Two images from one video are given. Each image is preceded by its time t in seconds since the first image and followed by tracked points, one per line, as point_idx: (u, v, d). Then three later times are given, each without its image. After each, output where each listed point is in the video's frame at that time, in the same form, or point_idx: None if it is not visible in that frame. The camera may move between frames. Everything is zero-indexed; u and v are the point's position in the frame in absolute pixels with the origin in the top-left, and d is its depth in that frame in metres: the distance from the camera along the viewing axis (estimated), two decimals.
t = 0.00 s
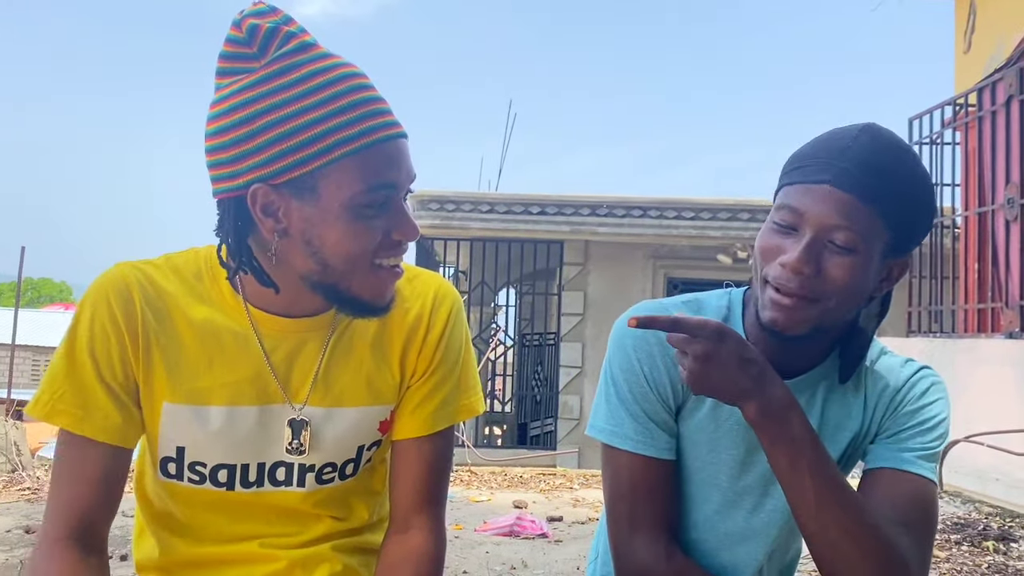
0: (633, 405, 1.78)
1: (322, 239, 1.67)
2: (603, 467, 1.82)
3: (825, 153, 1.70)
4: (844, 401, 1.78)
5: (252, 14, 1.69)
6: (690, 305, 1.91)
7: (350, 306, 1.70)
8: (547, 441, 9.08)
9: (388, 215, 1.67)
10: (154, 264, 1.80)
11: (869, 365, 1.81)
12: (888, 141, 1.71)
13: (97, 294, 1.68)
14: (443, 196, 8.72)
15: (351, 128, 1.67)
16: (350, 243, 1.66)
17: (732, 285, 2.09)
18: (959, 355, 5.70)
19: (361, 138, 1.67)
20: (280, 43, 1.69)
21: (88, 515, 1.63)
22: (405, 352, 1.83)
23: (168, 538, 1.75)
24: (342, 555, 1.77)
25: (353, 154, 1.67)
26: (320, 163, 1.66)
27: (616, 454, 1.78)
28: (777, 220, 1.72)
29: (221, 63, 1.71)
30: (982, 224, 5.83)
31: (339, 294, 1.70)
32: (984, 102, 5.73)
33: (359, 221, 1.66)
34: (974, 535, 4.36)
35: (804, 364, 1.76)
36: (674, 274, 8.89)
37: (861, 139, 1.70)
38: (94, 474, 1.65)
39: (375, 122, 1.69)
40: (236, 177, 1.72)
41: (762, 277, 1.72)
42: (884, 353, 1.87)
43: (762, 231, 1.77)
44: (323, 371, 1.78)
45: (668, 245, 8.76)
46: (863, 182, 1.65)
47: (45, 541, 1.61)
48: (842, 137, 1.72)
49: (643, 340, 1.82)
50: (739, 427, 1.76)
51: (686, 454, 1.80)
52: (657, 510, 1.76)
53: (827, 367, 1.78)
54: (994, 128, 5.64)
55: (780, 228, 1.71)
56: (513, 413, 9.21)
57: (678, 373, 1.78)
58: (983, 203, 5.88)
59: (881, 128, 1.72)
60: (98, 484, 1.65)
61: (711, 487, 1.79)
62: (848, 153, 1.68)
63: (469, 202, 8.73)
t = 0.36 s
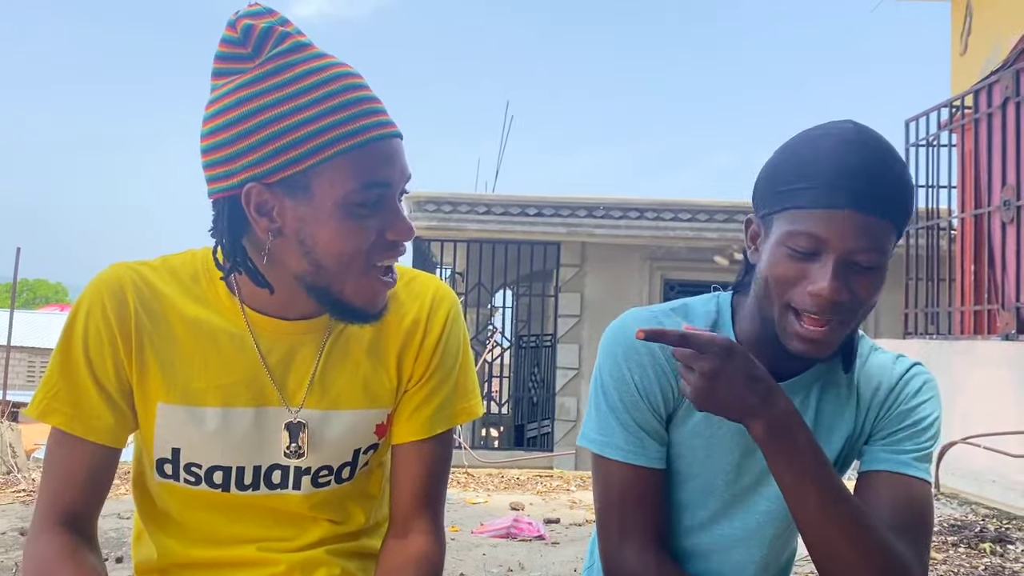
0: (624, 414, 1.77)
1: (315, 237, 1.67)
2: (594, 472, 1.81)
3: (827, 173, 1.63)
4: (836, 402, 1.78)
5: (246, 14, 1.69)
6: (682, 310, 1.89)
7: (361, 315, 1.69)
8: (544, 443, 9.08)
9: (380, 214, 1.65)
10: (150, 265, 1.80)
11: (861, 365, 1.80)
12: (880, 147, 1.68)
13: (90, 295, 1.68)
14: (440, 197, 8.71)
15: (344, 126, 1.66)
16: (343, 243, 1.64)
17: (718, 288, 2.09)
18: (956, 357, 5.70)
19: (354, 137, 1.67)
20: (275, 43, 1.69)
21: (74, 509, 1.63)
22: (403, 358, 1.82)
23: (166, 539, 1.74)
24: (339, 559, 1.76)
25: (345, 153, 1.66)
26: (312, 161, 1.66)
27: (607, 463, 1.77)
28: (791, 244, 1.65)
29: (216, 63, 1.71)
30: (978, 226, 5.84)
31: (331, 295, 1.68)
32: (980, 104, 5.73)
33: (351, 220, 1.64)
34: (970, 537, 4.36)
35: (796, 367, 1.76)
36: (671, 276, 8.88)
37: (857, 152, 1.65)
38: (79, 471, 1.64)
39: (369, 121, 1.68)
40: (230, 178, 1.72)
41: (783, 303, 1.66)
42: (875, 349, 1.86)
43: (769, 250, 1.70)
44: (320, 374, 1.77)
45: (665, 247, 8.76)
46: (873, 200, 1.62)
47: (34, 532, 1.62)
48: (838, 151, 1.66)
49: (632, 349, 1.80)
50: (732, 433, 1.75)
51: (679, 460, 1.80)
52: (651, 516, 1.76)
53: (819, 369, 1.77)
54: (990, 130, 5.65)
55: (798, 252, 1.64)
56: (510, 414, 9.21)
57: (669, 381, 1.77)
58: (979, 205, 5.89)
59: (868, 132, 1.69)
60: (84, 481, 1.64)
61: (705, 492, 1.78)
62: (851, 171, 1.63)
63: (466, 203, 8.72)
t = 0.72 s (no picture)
0: (598, 431, 1.79)
1: (287, 245, 1.65)
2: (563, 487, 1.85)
3: (799, 180, 1.63)
4: (820, 400, 1.83)
5: (216, 18, 1.68)
6: (659, 322, 1.90)
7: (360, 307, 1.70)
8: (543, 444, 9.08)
9: (354, 221, 1.64)
10: (132, 276, 1.79)
11: (846, 364, 1.87)
12: (841, 147, 1.69)
13: (73, 311, 1.67)
14: (438, 199, 8.70)
15: (316, 132, 1.65)
16: (316, 251, 1.63)
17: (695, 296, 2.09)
18: (953, 359, 5.71)
19: (325, 144, 1.65)
20: (245, 46, 1.68)
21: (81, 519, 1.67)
22: (394, 352, 1.82)
23: (167, 548, 1.75)
24: (338, 559, 1.76)
25: (316, 161, 1.65)
26: (283, 170, 1.64)
27: (576, 482, 1.81)
28: (778, 256, 1.63)
29: (188, 68, 1.71)
30: (976, 228, 5.85)
31: (309, 300, 1.68)
32: (978, 107, 5.73)
33: (323, 228, 1.63)
34: (968, 539, 4.37)
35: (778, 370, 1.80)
36: (670, 278, 8.88)
37: (821, 156, 1.66)
38: (79, 482, 1.66)
39: (342, 125, 1.67)
40: (203, 185, 1.71)
41: (776, 315, 1.66)
42: (859, 347, 1.91)
43: (750, 263, 1.68)
44: (306, 375, 1.77)
45: (663, 248, 8.76)
46: (846, 203, 1.62)
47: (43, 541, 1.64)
48: (804, 157, 1.66)
49: (606, 365, 1.81)
50: (713, 438, 1.80)
51: (661, 469, 1.83)
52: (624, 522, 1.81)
53: (801, 368, 1.81)
54: (988, 132, 5.65)
55: (786, 264, 1.63)
56: (508, 415, 9.21)
57: (643, 396, 1.78)
58: (977, 207, 5.90)
59: (827, 132, 1.70)
60: (84, 493, 1.66)
61: (690, 496, 1.83)
62: (823, 176, 1.63)
63: (464, 204, 8.71)
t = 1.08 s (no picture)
0: (586, 443, 1.80)
1: (286, 253, 1.66)
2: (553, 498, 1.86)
3: (756, 170, 1.68)
4: (808, 400, 1.82)
5: (218, 25, 1.68)
6: (643, 330, 1.91)
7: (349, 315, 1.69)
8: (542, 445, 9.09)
9: (352, 231, 1.64)
10: (130, 281, 1.79)
11: (834, 363, 1.85)
12: (795, 134, 1.73)
13: (75, 316, 1.67)
14: (438, 199, 8.69)
15: (317, 144, 1.66)
16: (315, 259, 1.64)
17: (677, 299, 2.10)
18: (953, 360, 5.71)
19: (327, 156, 1.66)
20: (247, 54, 1.68)
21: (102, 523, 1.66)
22: (386, 352, 1.81)
23: (174, 549, 1.74)
24: (339, 558, 1.76)
25: (316, 172, 1.65)
26: (283, 180, 1.65)
27: (567, 496, 1.81)
28: (750, 247, 1.67)
29: (189, 73, 1.71)
30: (976, 229, 5.85)
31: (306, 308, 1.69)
32: (978, 108, 5.73)
33: (321, 237, 1.64)
34: (967, 540, 4.38)
35: (761, 373, 1.81)
36: (669, 278, 8.88)
37: (776, 145, 1.71)
38: (94, 486, 1.66)
39: (342, 136, 1.67)
40: (202, 190, 1.71)
41: (757, 306, 1.67)
42: (849, 346, 1.89)
43: (723, 259, 1.72)
44: (302, 377, 1.77)
45: (663, 249, 8.76)
46: (805, 187, 1.67)
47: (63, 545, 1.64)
48: (758, 148, 1.71)
49: (591, 377, 1.82)
50: (701, 444, 1.81)
51: (651, 476, 1.85)
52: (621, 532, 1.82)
53: (788, 366, 1.81)
54: (988, 134, 5.66)
55: (759, 253, 1.66)
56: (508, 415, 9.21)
57: (628, 406, 1.78)
58: (977, 208, 5.91)
59: (779, 124, 1.75)
60: (100, 496, 1.66)
61: (681, 501, 1.84)
62: (781, 165, 1.68)
63: (464, 204, 8.71)
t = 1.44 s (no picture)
0: (581, 442, 1.81)
1: (285, 253, 1.67)
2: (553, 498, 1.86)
3: (765, 168, 1.69)
4: (801, 398, 1.83)
5: (213, 27, 1.69)
6: (636, 328, 1.92)
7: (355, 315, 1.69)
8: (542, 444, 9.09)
9: (352, 230, 1.65)
10: (137, 279, 1.80)
11: (826, 361, 1.86)
12: (792, 135, 1.76)
13: (81, 315, 1.69)
14: (438, 198, 8.70)
15: (314, 143, 1.66)
16: (314, 259, 1.65)
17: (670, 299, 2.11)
18: (953, 360, 5.72)
19: (325, 154, 1.66)
20: (244, 56, 1.68)
21: (106, 522, 1.67)
22: (387, 352, 1.82)
23: (175, 548, 1.75)
24: (339, 557, 1.76)
25: (314, 171, 1.66)
26: (281, 180, 1.66)
27: (566, 494, 1.82)
28: (765, 242, 1.67)
29: (187, 76, 1.72)
30: (976, 229, 5.86)
31: (305, 308, 1.69)
32: (978, 108, 5.74)
33: (321, 237, 1.64)
34: (966, 540, 4.39)
35: (754, 372, 1.82)
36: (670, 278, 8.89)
37: (779, 145, 1.73)
38: (99, 486, 1.67)
39: (340, 135, 1.68)
40: (202, 192, 1.72)
41: (774, 301, 1.67)
42: (843, 344, 1.90)
43: (735, 258, 1.71)
44: (304, 377, 1.77)
45: (663, 248, 8.78)
46: (809, 183, 1.70)
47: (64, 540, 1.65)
48: (762, 148, 1.72)
49: (586, 376, 1.83)
50: (694, 443, 1.81)
51: (646, 475, 1.85)
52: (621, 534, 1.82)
53: (781, 366, 1.82)
54: (988, 134, 5.66)
55: (774, 249, 1.67)
56: (509, 415, 9.22)
57: (623, 405, 1.79)
58: (977, 208, 5.91)
59: (776, 125, 1.77)
60: (105, 495, 1.67)
61: (676, 501, 1.85)
62: (787, 163, 1.70)
63: (465, 204, 8.71)
